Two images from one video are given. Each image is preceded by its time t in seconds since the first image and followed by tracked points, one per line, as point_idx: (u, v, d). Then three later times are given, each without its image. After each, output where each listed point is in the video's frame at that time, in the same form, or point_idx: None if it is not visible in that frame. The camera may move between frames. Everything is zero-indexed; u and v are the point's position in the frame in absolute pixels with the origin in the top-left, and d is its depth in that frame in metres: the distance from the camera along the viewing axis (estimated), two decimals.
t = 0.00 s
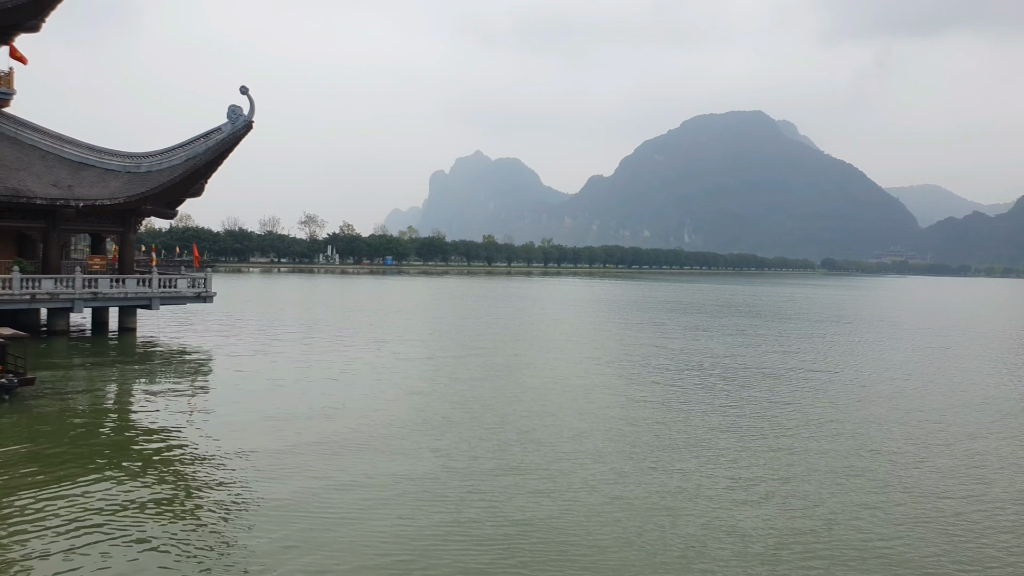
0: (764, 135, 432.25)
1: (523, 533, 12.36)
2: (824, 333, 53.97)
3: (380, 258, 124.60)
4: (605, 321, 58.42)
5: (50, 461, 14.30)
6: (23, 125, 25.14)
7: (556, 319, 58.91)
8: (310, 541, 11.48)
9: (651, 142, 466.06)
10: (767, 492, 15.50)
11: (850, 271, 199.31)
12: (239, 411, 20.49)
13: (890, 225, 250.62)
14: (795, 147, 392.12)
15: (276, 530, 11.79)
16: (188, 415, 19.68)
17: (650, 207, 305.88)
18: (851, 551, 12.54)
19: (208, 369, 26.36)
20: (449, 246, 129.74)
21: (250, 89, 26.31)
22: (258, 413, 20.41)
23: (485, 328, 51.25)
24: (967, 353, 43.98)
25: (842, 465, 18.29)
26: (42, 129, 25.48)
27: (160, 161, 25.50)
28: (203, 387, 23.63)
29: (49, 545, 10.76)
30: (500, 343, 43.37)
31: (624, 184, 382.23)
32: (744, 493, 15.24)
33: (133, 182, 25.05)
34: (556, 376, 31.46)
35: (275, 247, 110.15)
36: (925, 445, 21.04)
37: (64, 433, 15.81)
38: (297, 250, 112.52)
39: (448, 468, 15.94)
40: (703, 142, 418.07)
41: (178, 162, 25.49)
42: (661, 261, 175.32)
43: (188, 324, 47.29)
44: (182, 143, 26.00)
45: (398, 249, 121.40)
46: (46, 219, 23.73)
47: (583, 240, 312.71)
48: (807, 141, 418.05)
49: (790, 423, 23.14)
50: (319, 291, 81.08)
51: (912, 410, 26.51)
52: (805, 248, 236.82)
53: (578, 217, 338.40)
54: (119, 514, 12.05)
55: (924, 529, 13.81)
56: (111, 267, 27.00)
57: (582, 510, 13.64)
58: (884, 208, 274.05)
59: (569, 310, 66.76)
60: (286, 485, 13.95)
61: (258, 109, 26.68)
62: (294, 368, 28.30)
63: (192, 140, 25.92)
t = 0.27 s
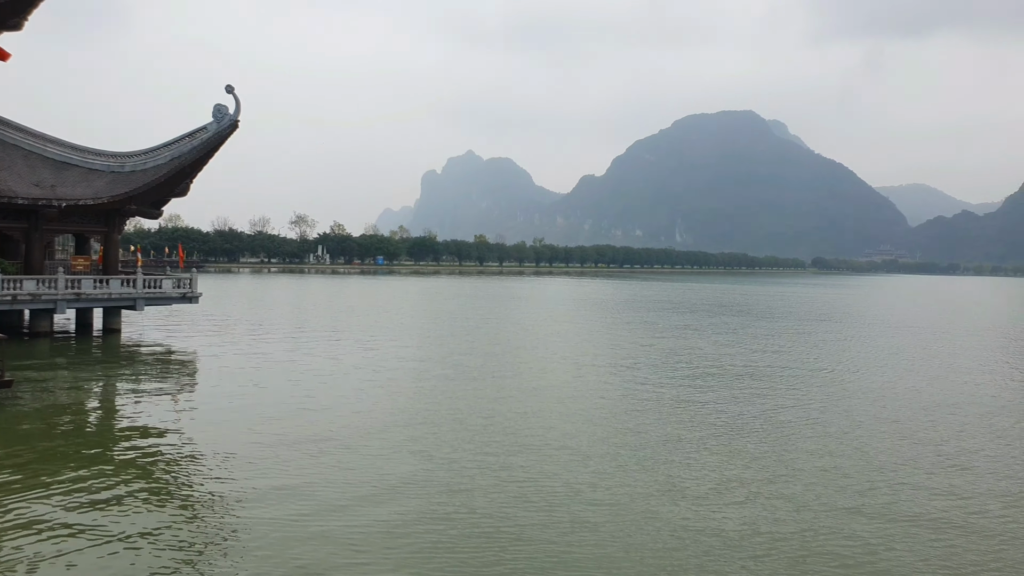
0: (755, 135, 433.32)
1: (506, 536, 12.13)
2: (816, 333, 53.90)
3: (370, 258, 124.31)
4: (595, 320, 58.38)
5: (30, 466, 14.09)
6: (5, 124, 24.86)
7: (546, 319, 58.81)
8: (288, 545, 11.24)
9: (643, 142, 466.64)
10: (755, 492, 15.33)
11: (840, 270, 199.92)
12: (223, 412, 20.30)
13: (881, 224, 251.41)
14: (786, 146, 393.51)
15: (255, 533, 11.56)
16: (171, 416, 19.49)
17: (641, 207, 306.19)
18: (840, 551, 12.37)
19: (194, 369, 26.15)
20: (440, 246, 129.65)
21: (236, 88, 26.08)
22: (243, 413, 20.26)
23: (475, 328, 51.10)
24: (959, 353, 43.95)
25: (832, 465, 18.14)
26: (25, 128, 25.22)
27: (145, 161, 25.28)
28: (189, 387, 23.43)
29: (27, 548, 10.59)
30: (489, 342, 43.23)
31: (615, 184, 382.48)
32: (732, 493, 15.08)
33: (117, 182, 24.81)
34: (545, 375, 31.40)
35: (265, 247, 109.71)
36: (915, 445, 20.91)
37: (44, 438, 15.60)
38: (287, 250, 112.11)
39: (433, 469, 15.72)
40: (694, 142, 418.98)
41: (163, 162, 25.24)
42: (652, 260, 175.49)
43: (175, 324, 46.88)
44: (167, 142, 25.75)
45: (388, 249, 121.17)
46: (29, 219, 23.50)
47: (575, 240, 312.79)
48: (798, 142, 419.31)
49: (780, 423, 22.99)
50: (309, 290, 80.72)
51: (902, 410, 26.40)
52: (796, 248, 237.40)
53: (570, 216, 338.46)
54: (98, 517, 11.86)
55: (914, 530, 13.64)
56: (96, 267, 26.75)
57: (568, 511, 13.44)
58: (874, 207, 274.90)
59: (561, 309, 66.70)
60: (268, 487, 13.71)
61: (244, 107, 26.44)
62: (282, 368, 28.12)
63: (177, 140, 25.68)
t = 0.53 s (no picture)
0: (747, 135, 433.99)
1: (490, 539, 11.74)
2: (807, 333, 53.73)
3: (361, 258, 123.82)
4: (585, 321, 58.15)
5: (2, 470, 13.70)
6: None
7: (537, 319, 58.52)
8: (264, 549, 10.87)
9: (634, 142, 466.84)
10: (746, 494, 14.99)
11: (832, 270, 200.22)
12: (204, 413, 19.92)
13: (873, 224, 251.98)
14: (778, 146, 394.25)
15: (228, 539, 11.15)
16: (151, 417, 19.10)
17: (634, 207, 306.17)
18: (833, 553, 12.02)
19: (177, 369, 25.74)
20: (431, 246, 129.24)
21: (220, 85, 25.68)
22: (225, 414, 19.90)
23: (464, 328, 50.75)
24: (950, 353, 43.82)
25: (824, 465, 17.83)
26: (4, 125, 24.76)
27: (127, 158, 24.85)
28: (171, 388, 23.02)
29: None
30: (478, 343, 42.89)
31: (608, 184, 382.51)
32: (722, 495, 14.73)
33: (98, 179, 24.39)
34: (533, 375, 31.08)
35: (254, 246, 109.09)
36: (908, 445, 20.63)
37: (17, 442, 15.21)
38: (276, 250, 111.52)
39: (416, 471, 15.32)
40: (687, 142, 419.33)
41: (146, 159, 24.83)
42: (643, 260, 175.42)
43: (161, 324, 46.37)
44: (150, 140, 25.33)
45: (379, 248, 120.71)
46: (7, 217, 23.06)
47: (567, 240, 312.57)
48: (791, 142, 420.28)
49: (771, 423, 22.68)
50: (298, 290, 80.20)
51: (894, 411, 26.14)
52: (788, 248, 237.70)
53: (562, 216, 338.29)
54: (67, 523, 11.45)
55: (909, 530, 13.32)
56: (77, 266, 26.28)
57: (554, 514, 13.06)
58: (866, 208, 275.56)
59: (551, 309, 66.42)
60: (245, 490, 13.33)
61: (228, 105, 26.03)
62: (267, 369, 27.74)
63: (160, 137, 25.26)
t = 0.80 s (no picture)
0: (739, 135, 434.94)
1: (478, 543, 11.56)
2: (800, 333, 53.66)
3: (353, 258, 123.50)
4: (576, 320, 58.10)
5: None
6: None
7: (528, 318, 58.41)
8: (247, 549, 10.78)
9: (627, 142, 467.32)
10: (736, 495, 14.86)
11: (824, 270, 200.76)
12: (189, 412, 19.76)
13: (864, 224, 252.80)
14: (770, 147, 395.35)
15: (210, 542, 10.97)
16: (135, 417, 18.94)
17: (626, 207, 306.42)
18: (823, 555, 11.90)
19: (163, 369, 25.56)
20: (422, 246, 129.04)
21: (207, 84, 25.47)
22: (211, 413, 19.74)
23: (455, 327, 50.63)
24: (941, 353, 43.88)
25: (814, 466, 17.70)
26: None
27: (113, 158, 24.64)
28: (157, 387, 22.85)
29: None
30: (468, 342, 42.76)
31: (600, 184, 382.70)
32: (711, 495, 14.65)
33: (83, 179, 24.17)
34: (523, 375, 30.98)
35: (245, 246, 108.67)
36: (900, 447, 20.49)
37: None
38: (267, 249, 111.16)
39: (403, 472, 15.11)
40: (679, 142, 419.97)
41: (132, 159, 24.62)
42: (636, 260, 175.58)
43: (149, 324, 46.11)
44: (136, 139, 25.11)
45: (370, 248, 120.40)
46: None
47: (560, 240, 312.59)
48: (781, 141, 421.17)
49: (760, 422, 22.66)
50: (288, 290, 79.91)
51: (884, 410, 26.11)
52: (780, 247, 238.24)
53: (555, 216, 338.33)
54: (50, 524, 11.29)
55: (897, 530, 13.25)
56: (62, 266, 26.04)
57: (540, 517, 12.89)
58: (858, 208, 276.26)
59: (542, 309, 66.34)
60: (229, 489, 13.22)
61: (215, 104, 25.83)
62: (255, 368, 27.57)
63: (146, 137, 25.05)
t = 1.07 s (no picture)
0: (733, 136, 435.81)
1: (463, 544, 11.38)
2: (794, 332, 53.51)
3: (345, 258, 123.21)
4: (568, 320, 58.09)
5: None
6: None
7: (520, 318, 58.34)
8: (232, 548, 10.71)
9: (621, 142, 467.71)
10: (726, 496, 14.72)
11: (816, 270, 201.26)
12: (176, 412, 19.65)
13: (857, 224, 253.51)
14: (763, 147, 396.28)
15: (189, 544, 10.78)
16: (121, 417, 18.81)
17: (620, 207, 306.59)
18: (812, 555, 11.78)
19: (151, 369, 25.41)
20: (415, 245, 128.82)
21: (195, 83, 25.27)
22: (198, 413, 19.63)
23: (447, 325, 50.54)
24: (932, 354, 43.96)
25: (807, 467, 17.57)
26: None
27: (99, 157, 24.43)
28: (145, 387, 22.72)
29: None
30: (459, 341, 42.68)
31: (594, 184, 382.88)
32: (700, 493, 14.62)
33: (69, 179, 23.96)
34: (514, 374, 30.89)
35: (237, 246, 108.30)
36: (895, 447, 20.34)
37: None
38: (259, 249, 110.83)
39: (392, 473, 14.94)
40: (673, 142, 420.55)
41: (118, 158, 24.41)
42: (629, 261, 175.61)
43: (139, 323, 45.89)
44: (122, 138, 24.89)
45: (363, 248, 120.14)
46: None
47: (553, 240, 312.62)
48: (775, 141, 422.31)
49: (750, 422, 22.66)
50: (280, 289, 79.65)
51: (874, 409, 26.14)
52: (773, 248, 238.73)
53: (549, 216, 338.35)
54: (35, 523, 11.20)
55: (885, 527, 13.27)
56: (49, 267, 25.83)
57: (528, 517, 12.73)
58: (852, 208, 276.77)
59: (535, 309, 66.27)
60: (216, 489, 13.15)
61: (203, 103, 25.62)
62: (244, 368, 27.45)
63: (133, 136, 24.83)
